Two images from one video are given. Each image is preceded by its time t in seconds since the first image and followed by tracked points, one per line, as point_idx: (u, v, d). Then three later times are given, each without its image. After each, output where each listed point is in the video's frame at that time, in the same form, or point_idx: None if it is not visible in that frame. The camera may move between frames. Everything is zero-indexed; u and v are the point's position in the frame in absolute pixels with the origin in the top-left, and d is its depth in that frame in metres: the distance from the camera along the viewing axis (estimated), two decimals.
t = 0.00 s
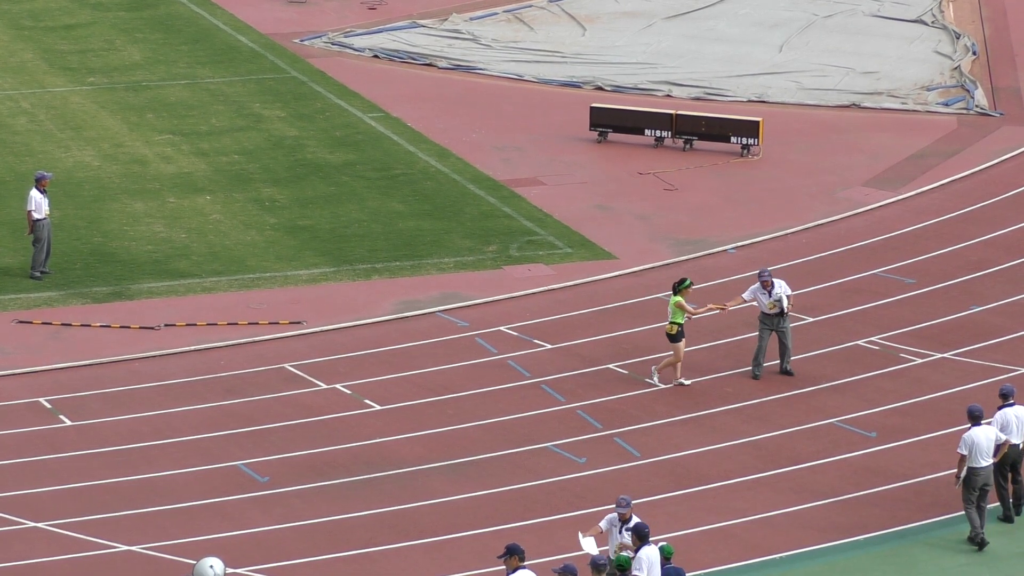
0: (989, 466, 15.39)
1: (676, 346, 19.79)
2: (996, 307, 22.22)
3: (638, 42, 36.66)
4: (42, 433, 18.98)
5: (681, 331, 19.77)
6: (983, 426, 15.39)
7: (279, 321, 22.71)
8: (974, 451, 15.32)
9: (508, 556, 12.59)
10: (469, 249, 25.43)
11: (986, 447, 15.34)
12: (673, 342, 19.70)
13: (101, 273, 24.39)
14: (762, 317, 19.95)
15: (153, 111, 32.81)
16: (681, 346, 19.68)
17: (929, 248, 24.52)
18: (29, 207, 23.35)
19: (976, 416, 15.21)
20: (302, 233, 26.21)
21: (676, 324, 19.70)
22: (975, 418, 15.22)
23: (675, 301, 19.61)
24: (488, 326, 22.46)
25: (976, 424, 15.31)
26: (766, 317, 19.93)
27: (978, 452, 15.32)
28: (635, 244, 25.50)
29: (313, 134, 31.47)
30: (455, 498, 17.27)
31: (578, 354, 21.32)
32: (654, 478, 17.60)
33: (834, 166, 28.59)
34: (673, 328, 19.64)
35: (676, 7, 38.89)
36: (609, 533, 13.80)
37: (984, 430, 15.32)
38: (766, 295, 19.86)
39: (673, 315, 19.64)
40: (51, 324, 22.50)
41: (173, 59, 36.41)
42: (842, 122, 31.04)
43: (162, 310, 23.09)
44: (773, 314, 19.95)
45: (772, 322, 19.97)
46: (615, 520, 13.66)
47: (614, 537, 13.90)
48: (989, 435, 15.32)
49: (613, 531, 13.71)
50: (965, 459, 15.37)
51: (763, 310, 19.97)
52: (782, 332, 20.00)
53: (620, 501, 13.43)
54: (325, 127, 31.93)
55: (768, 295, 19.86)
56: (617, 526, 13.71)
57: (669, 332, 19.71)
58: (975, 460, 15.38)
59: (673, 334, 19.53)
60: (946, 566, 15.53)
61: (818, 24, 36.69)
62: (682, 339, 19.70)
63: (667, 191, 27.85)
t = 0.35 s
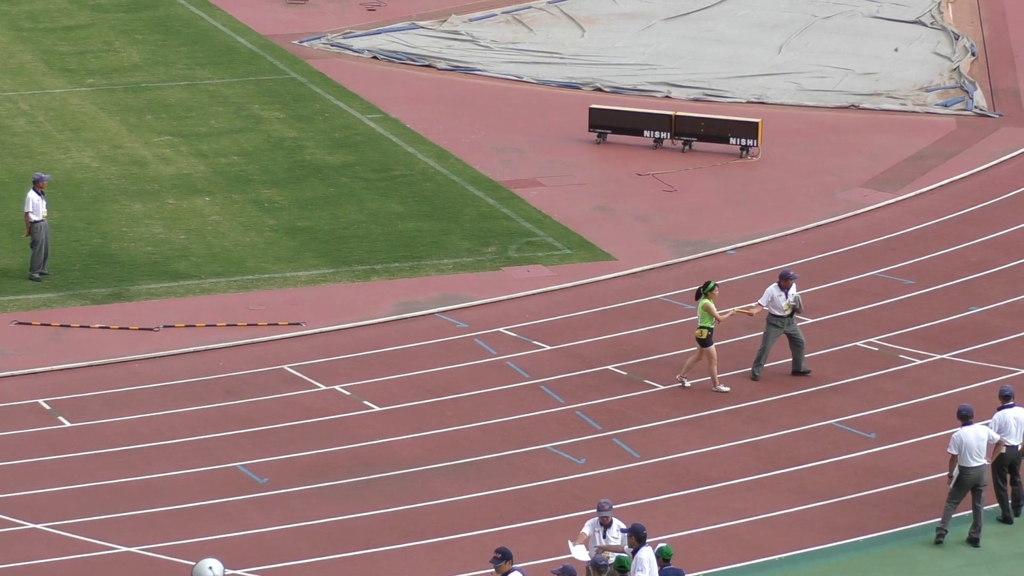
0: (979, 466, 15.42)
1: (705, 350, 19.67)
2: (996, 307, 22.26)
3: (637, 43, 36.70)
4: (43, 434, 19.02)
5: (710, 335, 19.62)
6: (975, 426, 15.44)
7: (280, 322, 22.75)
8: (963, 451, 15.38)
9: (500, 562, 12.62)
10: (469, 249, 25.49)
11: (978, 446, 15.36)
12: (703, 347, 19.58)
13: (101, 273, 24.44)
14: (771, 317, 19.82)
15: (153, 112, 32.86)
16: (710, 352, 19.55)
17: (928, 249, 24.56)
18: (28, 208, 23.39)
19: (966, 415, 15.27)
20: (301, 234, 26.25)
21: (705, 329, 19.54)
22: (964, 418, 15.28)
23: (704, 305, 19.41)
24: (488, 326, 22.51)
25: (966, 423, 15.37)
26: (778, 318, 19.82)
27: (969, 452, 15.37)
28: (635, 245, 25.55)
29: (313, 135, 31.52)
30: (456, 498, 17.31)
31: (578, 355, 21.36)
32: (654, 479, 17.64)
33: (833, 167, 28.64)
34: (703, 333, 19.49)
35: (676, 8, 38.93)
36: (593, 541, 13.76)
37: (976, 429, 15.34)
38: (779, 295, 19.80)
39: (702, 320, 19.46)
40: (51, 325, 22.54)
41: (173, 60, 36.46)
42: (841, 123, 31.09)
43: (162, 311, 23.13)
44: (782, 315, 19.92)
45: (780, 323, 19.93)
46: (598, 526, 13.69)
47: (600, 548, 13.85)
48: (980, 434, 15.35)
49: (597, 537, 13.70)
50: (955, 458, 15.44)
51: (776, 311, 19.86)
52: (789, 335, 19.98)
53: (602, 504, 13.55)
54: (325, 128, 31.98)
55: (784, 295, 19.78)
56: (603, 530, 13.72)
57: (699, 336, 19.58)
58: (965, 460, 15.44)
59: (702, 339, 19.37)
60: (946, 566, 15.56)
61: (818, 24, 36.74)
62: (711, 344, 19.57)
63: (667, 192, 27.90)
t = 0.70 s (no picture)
0: (946, 464, 15.39)
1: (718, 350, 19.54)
2: (977, 306, 22.25)
3: (619, 43, 36.64)
4: (23, 434, 18.85)
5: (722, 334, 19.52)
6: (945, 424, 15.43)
7: (261, 321, 22.61)
8: (929, 448, 15.41)
9: (482, 565, 12.53)
10: (450, 249, 25.38)
11: (944, 444, 15.31)
12: (714, 345, 19.48)
13: (82, 273, 24.26)
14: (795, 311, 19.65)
15: (136, 111, 32.66)
16: (722, 350, 19.43)
17: (909, 249, 24.53)
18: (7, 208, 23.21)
19: (933, 412, 15.27)
20: (283, 233, 26.10)
21: (716, 328, 19.44)
22: (932, 415, 15.29)
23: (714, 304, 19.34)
24: (469, 326, 22.40)
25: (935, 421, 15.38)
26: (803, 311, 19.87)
27: (935, 450, 15.34)
28: (616, 244, 25.48)
29: (295, 134, 31.35)
30: (437, 498, 17.20)
31: (559, 354, 21.27)
32: (634, 478, 17.57)
33: (814, 166, 28.60)
34: (713, 332, 19.39)
35: (658, 8, 38.87)
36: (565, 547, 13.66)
37: (945, 427, 15.29)
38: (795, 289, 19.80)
39: (713, 319, 19.36)
40: (32, 324, 22.35)
41: (155, 59, 36.26)
42: (823, 122, 31.06)
43: (144, 311, 22.95)
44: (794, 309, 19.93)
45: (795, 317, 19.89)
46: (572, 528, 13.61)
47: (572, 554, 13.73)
48: (947, 432, 15.31)
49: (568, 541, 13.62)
50: (922, 455, 15.47)
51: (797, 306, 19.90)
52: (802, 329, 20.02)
53: (576, 506, 13.50)
54: (307, 128, 31.82)
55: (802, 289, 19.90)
56: (573, 533, 13.63)
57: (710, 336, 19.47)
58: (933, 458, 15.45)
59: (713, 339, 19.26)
60: (926, 565, 15.51)
61: (799, 23, 36.72)
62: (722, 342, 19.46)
63: (648, 192, 27.84)
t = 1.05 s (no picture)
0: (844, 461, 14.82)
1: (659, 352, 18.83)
2: (886, 304, 21.59)
3: (528, 43, 36.16)
4: None
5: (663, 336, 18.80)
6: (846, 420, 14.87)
7: (170, 325, 21.70)
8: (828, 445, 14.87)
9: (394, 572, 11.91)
10: (360, 250, 24.67)
11: (840, 441, 14.71)
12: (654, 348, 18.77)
13: None
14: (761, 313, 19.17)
15: (42, 114, 31.53)
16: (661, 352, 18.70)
17: (813, 249, 23.84)
18: None
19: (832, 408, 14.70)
20: (193, 236, 25.18)
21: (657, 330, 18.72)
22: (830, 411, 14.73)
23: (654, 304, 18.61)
24: (379, 326, 21.76)
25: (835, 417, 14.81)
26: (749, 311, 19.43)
27: (831, 446, 14.75)
28: (527, 244, 24.98)
29: (204, 136, 30.40)
30: (352, 499, 16.54)
31: (471, 354, 20.69)
32: (546, 479, 17.02)
33: (723, 163, 28.16)
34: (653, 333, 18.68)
35: (566, 8, 38.45)
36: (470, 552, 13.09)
37: (843, 423, 14.70)
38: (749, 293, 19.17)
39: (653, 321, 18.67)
40: None
41: (62, 62, 35.15)
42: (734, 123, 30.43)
43: (53, 315, 21.90)
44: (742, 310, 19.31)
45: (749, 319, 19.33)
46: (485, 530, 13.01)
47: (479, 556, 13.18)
48: (845, 428, 14.71)
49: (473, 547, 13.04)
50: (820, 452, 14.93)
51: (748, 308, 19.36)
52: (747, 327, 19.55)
53: (488, 510, 12.89)
54: (215, 129, 30.87)
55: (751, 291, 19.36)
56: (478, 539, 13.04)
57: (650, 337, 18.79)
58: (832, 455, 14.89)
59: (653, 342, 18.52)
60: (833, 563, 14.92)
61: (708, 24, 36.34)
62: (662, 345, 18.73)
63: (557, 192, 27.37)
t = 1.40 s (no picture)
0: (737, 458, 14.01)
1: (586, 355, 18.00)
2: (778, 300, 20.92)
3: (421, 43, 35.78)
4: None
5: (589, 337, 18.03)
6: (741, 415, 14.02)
7: (63, 327, 21.00)
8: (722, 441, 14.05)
9: None
10: (254, 251, 24.12)
11: (731, 437, 13.92)
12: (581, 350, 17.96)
13: None
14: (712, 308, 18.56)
15: None
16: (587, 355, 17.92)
17: (711, 243, 23.66)
18: None
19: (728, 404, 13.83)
20: (85, 238, 24.42)
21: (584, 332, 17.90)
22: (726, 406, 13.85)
23: (579, 307, 17.85)
24: (275, 327, 21.27)
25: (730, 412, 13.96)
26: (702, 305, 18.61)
27: (720, 442, 13.98)
28: (421, 244, 24.63)
29: (95, 138, 29.56)
30: (254, 501, 16.03)
31: (365, 354, 20.26)
32: (440, 478, 16.45)
33: (617, 162, 28.01)
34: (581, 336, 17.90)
35: (458, 7, 38.12)
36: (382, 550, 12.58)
37: (734, 419, 13.88)
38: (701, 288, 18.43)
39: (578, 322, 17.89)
40: None
41: None
42: (626, 120, 30.52)
43: None
44: (695, 304, 18.59)
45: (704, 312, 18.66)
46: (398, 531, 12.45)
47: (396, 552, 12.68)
48: (736, 424, 13.90)
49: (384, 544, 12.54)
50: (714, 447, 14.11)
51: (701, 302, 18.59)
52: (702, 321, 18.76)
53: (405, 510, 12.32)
54: (106, 131, 29.99)
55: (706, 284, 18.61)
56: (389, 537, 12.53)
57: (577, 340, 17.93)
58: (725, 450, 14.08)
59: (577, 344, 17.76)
60: (730, 559, 14.06)
61: (600, 21, 36.36)
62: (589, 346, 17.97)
63: (451, 191, 27.09)
